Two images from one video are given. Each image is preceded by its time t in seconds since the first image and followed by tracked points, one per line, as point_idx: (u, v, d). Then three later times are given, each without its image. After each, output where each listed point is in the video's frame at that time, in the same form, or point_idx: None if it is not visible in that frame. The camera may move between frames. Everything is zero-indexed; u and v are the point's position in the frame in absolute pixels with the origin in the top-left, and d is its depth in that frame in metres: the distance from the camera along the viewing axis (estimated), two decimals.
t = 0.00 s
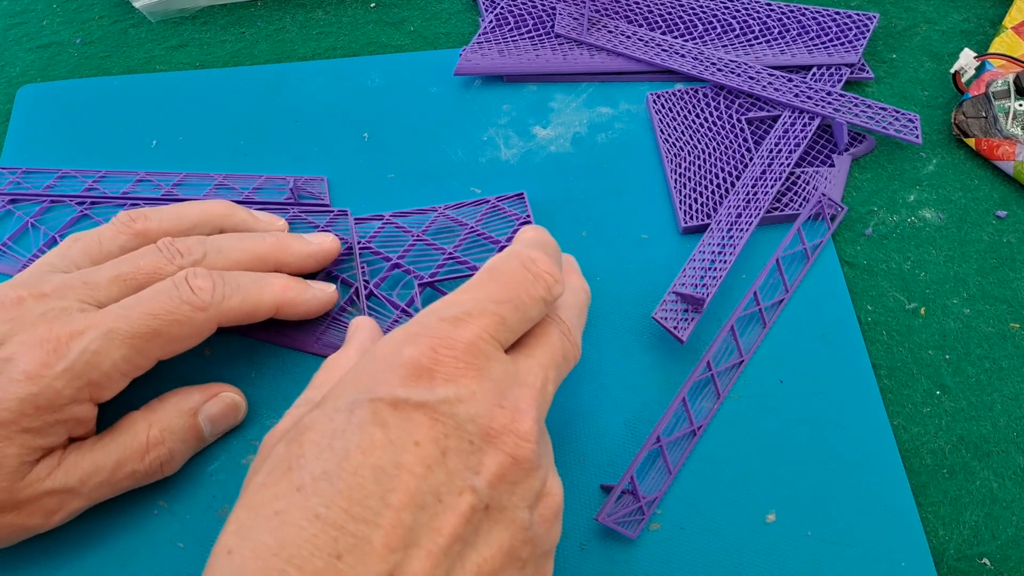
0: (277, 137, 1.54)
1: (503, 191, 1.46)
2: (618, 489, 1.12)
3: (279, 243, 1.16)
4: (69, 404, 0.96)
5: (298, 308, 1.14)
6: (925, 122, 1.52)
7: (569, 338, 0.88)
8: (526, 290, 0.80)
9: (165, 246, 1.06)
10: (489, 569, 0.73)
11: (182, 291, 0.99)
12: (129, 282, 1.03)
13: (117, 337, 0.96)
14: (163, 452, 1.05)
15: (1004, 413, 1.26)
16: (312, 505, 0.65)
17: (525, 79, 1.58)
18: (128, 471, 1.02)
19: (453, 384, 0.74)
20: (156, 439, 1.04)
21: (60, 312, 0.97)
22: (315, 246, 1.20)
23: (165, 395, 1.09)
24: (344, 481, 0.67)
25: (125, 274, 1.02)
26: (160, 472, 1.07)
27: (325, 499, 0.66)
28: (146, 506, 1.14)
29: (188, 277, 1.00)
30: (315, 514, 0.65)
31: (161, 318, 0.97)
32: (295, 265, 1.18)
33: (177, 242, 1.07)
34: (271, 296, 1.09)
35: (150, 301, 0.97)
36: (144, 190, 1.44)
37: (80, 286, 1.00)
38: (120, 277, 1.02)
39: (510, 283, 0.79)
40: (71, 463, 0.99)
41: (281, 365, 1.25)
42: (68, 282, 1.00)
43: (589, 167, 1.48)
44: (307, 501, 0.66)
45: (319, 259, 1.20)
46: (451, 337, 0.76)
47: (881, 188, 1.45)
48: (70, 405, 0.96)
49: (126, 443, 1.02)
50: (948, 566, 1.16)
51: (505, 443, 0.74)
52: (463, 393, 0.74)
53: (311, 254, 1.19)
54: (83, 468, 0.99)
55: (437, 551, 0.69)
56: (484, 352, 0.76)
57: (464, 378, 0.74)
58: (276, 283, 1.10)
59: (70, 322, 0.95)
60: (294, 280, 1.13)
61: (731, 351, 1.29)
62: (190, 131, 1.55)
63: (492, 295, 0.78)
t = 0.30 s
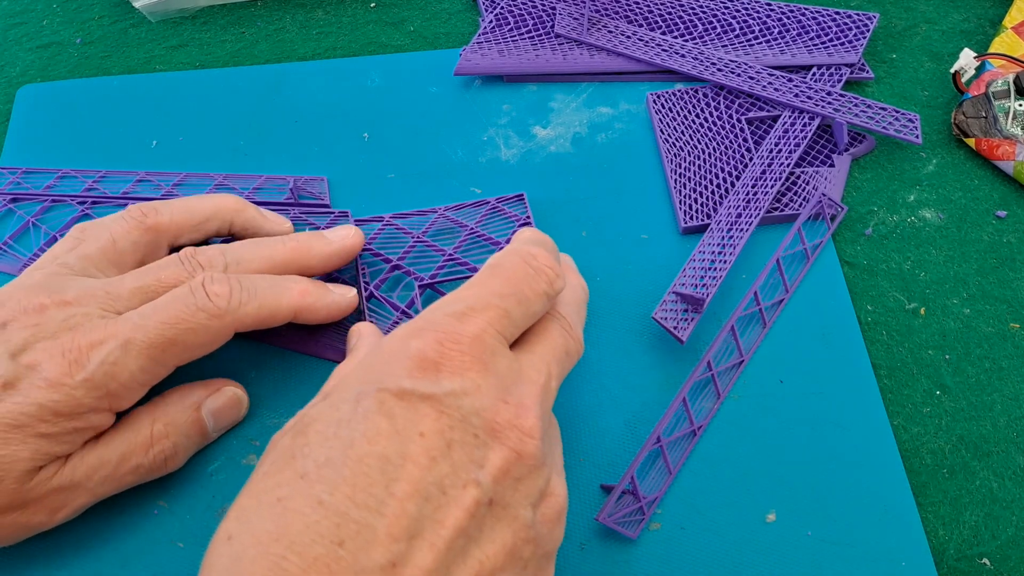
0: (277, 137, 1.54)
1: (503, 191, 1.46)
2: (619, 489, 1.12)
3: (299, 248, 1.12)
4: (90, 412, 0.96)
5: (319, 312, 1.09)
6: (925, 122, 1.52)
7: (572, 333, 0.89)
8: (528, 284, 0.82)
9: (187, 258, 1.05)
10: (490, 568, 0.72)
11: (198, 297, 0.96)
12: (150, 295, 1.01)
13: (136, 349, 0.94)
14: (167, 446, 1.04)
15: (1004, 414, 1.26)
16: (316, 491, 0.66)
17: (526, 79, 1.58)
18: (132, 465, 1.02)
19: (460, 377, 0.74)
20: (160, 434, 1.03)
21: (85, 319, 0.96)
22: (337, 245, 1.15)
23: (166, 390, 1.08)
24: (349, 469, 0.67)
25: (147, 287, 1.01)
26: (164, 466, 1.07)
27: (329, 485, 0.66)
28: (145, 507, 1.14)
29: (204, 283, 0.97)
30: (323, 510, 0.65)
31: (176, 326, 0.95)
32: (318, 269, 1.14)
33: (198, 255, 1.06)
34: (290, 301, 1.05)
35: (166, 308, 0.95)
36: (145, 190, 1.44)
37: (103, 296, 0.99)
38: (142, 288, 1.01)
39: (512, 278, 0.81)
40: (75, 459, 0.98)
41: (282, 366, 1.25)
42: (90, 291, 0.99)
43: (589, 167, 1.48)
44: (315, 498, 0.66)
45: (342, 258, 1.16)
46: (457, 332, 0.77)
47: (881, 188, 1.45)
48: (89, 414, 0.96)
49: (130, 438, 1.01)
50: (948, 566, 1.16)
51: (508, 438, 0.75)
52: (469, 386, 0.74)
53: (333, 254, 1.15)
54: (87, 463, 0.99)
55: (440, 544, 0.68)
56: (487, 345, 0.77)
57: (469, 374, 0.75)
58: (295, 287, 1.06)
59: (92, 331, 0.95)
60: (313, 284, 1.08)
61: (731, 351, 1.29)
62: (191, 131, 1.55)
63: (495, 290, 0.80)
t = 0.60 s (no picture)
0: (277, 137, 1.54)
1: (503, 190, 1.46)
2: (619, 489, 1.12)
3: (306, 248, 1.11)
4: (103, 416, 0.96)
5: (320, 293, 1.08)
6: (925, 122, 1.52)
7: (565, 349, 0.89)
8: (521, 302, 0.82)
9: (195, 262, 1.03)
10: None
11: (198, 296, 0.95)
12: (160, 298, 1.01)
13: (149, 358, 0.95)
14: (172, 443, 1.04)
15: (1004, 414, 1.26)
16: (313, 524, 0.64)
17: (526, 79, 1.58)
18: (139, 463, 1.02)
19: (456, 404, 0.73)
20: (165, 430, 1.03)
21: (92, 321, 0.96)
22: (341, 246, 1.16)
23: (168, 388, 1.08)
24: (346, 499, 0.66)
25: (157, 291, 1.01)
26: (170, 464, 1.07)
27: (326, 517, 0.65)
28: (144, 508, 1.14)
29: (203, 280, 0.97)
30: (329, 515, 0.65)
31: (180, 326, 0.95)
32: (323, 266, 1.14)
33: (206, 258, 1.04)
34: (290, 288, 1.04)
35: (168, 308, 0.94)
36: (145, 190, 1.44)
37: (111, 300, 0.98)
38: (153, 293, 1.01)
39: (504, 298, 0.81)
40: (84, 459, 0.98)
41: (281, 367, 1.25)
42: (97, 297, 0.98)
43: (589, 166, 1.48)
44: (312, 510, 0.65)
45: (346, 256, 1.17)
46: (453, 357, 0.76)
47: (881, 188, 1.45)
48: (99, 417, 0.96)
49: (135, 436, 1.01)
50: (948, 566, 1.16)
51: (505, 464, 0.74)
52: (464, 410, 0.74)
53: (337, 254, 1.15)
54: (97, 463, 0.99)
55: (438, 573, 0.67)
56: (484, 369, 0.77)
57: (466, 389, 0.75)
58: (295, 272, 1.05)
59: (99, 335, 0.94)
60: (314, 268, 1.07)
61: (731, 351, 1.29)
62: (191, 131, 1.55)
63: (486, 311, 0.80)
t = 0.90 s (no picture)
0: (277, 137, 1.54)
1: (503, 190, 1.46)
2: (619, 488, 1.12)
3: (308, 247, 1.11)
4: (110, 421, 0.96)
5: (341, 319, 1.08)
6: (925, 122, 1.52)
7: (568, 377, 0.89)
8: (524, 332, 0.82)
9: (196, 260, 1.03)
10: None
11: (222, 324, 0.96)
12: (163, 301, 1.01)
13: (159, 366, 0.95)
14: (178, 447, 1.04)
15: (1004, 413, 1.26)
16: (309, 560, 0.62)
17: (526, 79, 1.58)
18: (145, 467, 1.02)
19: (457, 442, 0.73)
20: (169, 434, 1.03)
21: (107, 334, 0.96)
22: (343, 246, 1.16)
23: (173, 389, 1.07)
24: (342, 538, 0.64)
25: (158, 292, 1.00)
26: (175, 467, 1.07)
27: (322, 555, 0.62)
28: (145, 509, 1.14)
29: (228, 309, 0.97)
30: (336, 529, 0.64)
31: (203, 351, 0.96)
32: (326, 268, 1.14)
33: (207, 258, 1.04)
34: (310, 316, 1.04)
35: (190, 333, 0.95)
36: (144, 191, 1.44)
37: (115, 304, 0.98)
38: (154, 294, 1.00)
39: (508, 328, 0.81)
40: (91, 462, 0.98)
41: (281, 367, 1.24)
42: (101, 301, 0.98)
43: (589, 166, 1.48)
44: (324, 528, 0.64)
45: (349, 258, 1.17)
46: (453, 392, 0.75)
47: (881, 188, 1.45)
48: (108, 424, 0.96)
49: (140, 440, 1.01)
50: (948, 566, 1.16)
51: (503, 504, 0.74)
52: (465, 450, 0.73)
53: (340, 254, 1.16)
54: (103, 467, 0.99)
55: None
56: (484, 405, 0.76)
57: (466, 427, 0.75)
58: (313, 303, 1.05)
59: (116, 346, 0.95)
60: (330, 291, 1.07)
61: (731, 351, 1.29)
62: (191, 131, 1.55)
63: (490, 342, 0.80)
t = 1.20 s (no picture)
0: (277, 137, 1.54)
1: (503, 190, 1.46)
2: (618, 489, 1.12)
3: (308, 259, 1.10)
4: (105, 422, 0.96)
5: (336, 321, 1.09)
6: (925, 122, 1.52)
7: (560, 369, 0.89)
8: (519, 326, 0.81)
9: (196, 269, 1.03)
10: None
11: (217, 321, 0.96)
12: (161, 306, 1.00)
13: (154, 365, 0.95)
14: (177, 447, 1.05)
15: (1004, 413, 1.26)
16: (309, 545, 0.61)
17: (526, 79, 1.58)
18: (144, 468, 1.02)
19: (455, 433, 0.72)
20: (168, 434, 1.03)
21: (101, 332, 0.95)
22: (346, 256, 1.14)
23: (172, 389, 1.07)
24: (341, 523, 0.63)
25: (158, 298, 1.00)
26: (174, 467, 1.07)
27: (321, 539, 0.62)
28: (145, 509, 1.14)
29: (224, 306, 0.97)
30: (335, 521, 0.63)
31: (197, 347, 0.96)
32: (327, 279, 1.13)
33: (208, 266, 1.04)
34: (307, 317, 1.05)
35: (185, 329, 0.95)
36: (145, 191, 1.44)
37: (112, 304, 0.98)
38: (153, 299, 1.00)
39: (503, 322, 0.80)
40: (90, 463, 0.99)
41: (281, 367, 1.24)
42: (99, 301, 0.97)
43: (589, 166, 1.48)
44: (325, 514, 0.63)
45: (353, 268, 1.15)
46: (451, 384, 0.74)
47: (881, 187, 1.45)
48: (103, 424, 0.96)
49: (139, 441, 1.01)
50: (948, 566, 1.16)
51: (499, 496, 0.74)
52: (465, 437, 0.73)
53: (342, 264, 1.14)
54: (102, 468, 0.99)
55: None
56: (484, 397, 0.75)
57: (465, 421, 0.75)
58: (309, 302, 1.05)
59: (111, 345, 0.95)
60: (325, 291, 1.07)
61: (731, 351, 1.29)
62: (191, 131, 1.55)
63: (487, 335, 0.79)
